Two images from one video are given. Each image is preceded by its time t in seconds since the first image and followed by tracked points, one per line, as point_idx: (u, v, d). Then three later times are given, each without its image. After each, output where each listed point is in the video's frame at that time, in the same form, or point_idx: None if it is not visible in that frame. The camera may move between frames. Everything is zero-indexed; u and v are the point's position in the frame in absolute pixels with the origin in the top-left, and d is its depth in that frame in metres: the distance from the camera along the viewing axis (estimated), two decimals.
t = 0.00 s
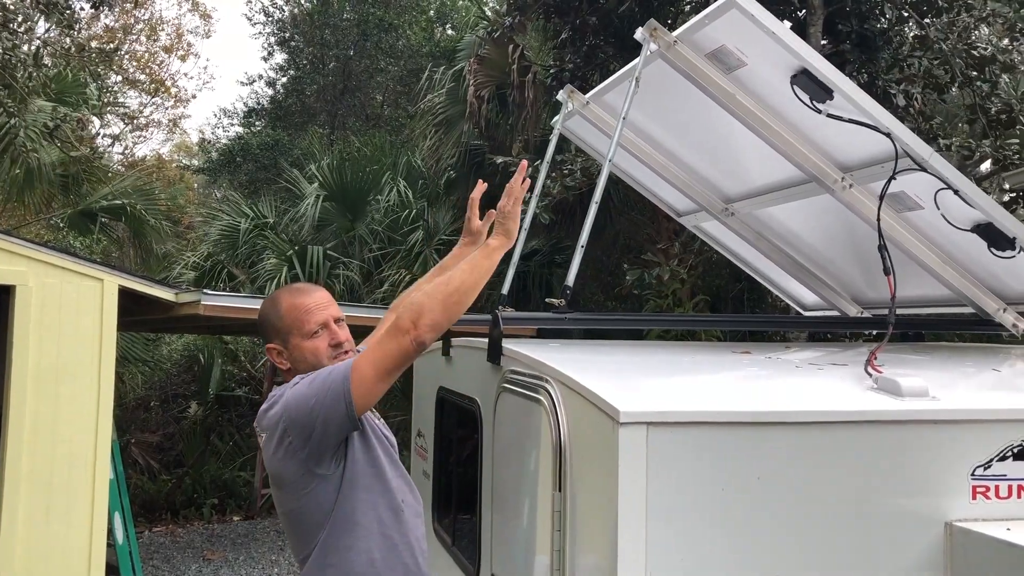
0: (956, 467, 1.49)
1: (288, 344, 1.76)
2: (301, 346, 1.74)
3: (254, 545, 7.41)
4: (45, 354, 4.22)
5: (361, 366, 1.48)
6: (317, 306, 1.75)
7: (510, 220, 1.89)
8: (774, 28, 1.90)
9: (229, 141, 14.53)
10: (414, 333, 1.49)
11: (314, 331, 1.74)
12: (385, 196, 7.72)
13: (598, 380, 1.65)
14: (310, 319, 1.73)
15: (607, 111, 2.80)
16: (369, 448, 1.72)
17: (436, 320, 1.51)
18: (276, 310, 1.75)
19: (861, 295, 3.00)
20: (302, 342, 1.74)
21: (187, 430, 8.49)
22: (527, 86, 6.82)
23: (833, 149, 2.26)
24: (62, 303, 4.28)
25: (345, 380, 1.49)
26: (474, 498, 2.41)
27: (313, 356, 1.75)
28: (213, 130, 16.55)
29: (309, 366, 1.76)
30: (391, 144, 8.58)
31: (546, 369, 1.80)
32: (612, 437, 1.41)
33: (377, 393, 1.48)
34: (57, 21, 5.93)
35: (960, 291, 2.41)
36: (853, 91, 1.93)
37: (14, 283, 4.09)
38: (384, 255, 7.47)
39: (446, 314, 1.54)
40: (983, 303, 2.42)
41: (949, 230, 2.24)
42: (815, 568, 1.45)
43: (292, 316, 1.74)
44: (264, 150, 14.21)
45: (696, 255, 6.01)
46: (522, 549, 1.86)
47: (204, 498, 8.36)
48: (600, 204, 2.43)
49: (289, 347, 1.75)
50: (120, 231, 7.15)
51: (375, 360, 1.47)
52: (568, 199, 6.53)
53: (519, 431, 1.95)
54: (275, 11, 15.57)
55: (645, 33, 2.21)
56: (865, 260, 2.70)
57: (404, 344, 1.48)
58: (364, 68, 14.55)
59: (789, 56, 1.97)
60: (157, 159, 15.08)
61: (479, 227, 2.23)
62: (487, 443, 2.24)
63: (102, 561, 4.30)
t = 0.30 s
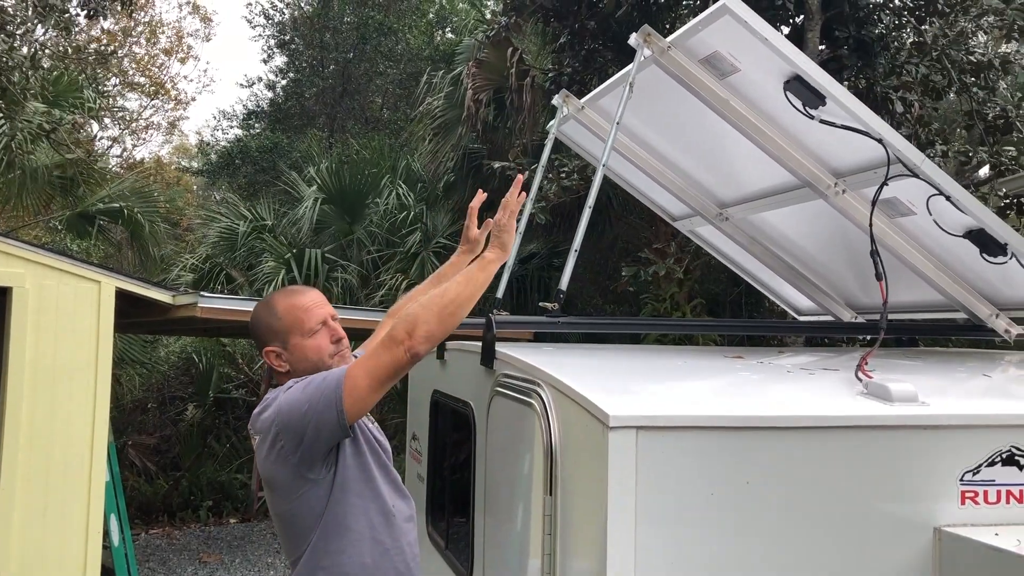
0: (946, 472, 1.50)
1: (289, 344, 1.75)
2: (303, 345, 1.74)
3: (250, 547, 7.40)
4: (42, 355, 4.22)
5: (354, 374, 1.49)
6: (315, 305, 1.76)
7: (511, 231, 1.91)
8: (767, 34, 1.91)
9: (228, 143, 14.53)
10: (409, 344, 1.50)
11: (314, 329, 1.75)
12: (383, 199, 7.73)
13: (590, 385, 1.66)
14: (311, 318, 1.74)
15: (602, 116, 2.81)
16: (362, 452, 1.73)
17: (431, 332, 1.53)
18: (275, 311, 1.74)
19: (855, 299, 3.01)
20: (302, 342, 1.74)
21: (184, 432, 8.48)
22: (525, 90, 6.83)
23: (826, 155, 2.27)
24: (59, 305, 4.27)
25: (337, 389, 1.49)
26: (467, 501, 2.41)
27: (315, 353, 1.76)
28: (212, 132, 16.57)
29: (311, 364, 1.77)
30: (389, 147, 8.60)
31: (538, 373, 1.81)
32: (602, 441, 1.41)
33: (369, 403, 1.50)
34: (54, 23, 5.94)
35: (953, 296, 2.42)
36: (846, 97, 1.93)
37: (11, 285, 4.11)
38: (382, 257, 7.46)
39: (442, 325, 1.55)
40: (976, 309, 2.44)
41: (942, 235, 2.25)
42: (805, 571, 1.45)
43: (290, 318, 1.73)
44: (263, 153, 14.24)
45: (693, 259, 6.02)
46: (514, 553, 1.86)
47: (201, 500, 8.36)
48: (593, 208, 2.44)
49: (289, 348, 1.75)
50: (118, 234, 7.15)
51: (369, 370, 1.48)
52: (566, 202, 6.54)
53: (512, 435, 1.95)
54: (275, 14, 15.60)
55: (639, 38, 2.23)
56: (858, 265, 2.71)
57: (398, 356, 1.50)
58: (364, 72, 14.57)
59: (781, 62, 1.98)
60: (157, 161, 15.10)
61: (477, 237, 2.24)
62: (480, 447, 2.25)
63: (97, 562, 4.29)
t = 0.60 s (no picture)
0: (939, 475, 1.50)
1: (301, 340, 1.73)
2: (315, 338, 1.74)
3: (248, 550, 7.39)
4: (39, 353, 4.22)
5: (358, 376, 1.49)
6: (320, 299, 1.78)
7: (512, 232, 1.91)
8: (761, 37, 1.92)
9: (227, 145, 14.52)
10: (413, 347, 1.50)
11: (324, 321, 1.76)
12: (382, 202, 7.73)
13: (584, 388, 1.65)
14: (321, 310, 1.75)
15: (599, 119, 2.81)
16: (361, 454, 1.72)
17: (435, 335, 1.53)
18: (285, 308, 1.72)
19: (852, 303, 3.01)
20: (317, 334, 1.74)
21: (182, 434, 8.47)
22: (525, 93, 6.86)
23: (822, 159, 2.27)
24: (56, 307, 4.27)
25: (340, 391, 1.50)
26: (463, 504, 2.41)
27: (327, 345, 1.76)
28: (212, 135, 16.59)
29: (324, 357, 1.76)
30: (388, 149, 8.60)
31: (533, 376, 1.81)
32: (595, 444, 1.41)
33: (372, 405, 1.50)
34: (54, 24, 5.95)
35: (949, 300, 2.42)
36: (841, 102, 1.94)
37: (9, 286, 4.11)
38: (380, 259, 7.41)
39: (446, 327, 1.56)
40: (972, 313, 2.44)
41: (937, 239, 2.26)
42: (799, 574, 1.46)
43: (304, 312, 1.73)
44: (262, 155, 14.25)
45: (691, 262, 6.03)
46: (508, 557, 1.86)
47: (198, 503, 8.36)
48: (589, 212, 2.44)
49: (302, 344, 1.73)
50: (117, 236, 7.14)
51: (373, 372, 1.49)
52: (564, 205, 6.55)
53: (506, 438, 1.95)
54: (274, 17, 15.62)
55: (635, 42, 2.23)
56: (855, 269, 2.70)
57: (402, 359, 1.50)
58: (363, 74, 14.57)
59: (776, 67, 1.99)
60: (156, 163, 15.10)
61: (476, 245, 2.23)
62: (475, 451, 2.24)
63: (94, 561, 4.29)
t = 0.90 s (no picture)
0: (938, 474, 1.50)
1: (307, 340, 1.73)
2: (320, 338, 1.74)
3: (248, 551, 7.39)
4: (38, 358, 4.22)
5: (371, 375, 1.50)
6: (323, 298, 1.78)
7: (522, 232, 1.93)
8: (758, 38, 1.92)
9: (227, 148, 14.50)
10: (426, 347, 1.53)
11: (328, 320, 1.77)
12: (382, 203, 7.73)
13: (583, 388, 1.65)
14: (325, 309, 1.76)
15: (597, 120, 2.81)
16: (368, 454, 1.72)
17: (447, 336, 1.56)
18: (290, 309, 1.72)
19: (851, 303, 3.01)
20: (322, 333, 1.75)
21: (182, 436, 8.45)
22: (524, 94, 6.85)
23: (821, 160, 2.27)
24: (55, 308, 4.27)
25: (353, 388, 1.50)
26: (463, 504, 2.41)
27: (332, 344, 1.77)
28: (211, 137, 16.59)
29: (330, 356, 1.77)
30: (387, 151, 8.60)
31: (532, 376, 1.81)
32: (593, 443, 1.41)
33: (385, 404, 1.51)
34: (54, 24, 5.94)
35: (947, 300, 2.42)
36: (838, 102, 1.94)
37: (7, 289, 4.11)
38: (379, 260, 7.45)
39: (457, 328, 1.59)
40: (970, 313, 2.45)
41: (935, 239, 2.26)
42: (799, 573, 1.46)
43: (308, 311, 1.73)
44: (261, 157, 14.26)
45: (691, 262, 6.03)
46: (507, 558, 1.86)
47: (198, 504, 8.35)
48: (587, 211, 2.44)
49: (308, 343, 1.73)
50: (117, 238, 7.14)
51: (387, 372, 1.50)
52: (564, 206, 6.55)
53: (505, 439, 1.95)
54: (274, 19, 15.62)
55: (633, 42, 2.23)
56: (854, 269, 2.70)
57: (415, 358, 1.52)
58: (363, 76, 14.57)
59: (774, 67, 1.99)
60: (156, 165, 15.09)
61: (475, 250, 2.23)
62: (475, 451, 2.24)
63: (94, 564, 4.27)
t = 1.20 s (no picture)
0: (940, 472, 1.50)
1: (315, 340, 1.72)
2: (328, 337, 1.74)
3: (251, 553, 7.39)
4: (40, 360, 4.22)
5: (393, 363, 1.52)
6: (328, 299, 1.78)
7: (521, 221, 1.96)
8: (759, 36, 1.92)
9: (228, 150, 14.49)
10: (446, 334, 1.55)
11: (335, 320, 1.76)
12: (383, 204, 7.73)
13: (585, 388, 1.65)
14: (332, 310, 1.76)
15: (598, 119, 2.81)
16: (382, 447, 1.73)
17: (464, 323, 1.59)
18: (298, 309, 1.72)
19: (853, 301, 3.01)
20: (329, 333, 1.74)
21: (184, 438, 8.45)
22: (524, 94, 6.83)
23: (823, 159, 2.27)
24: (58, 311, 4.27)
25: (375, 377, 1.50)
26: (466, 505, 2.41)
27: (340, 344, 1.77)
28: (212, 138, 16.60)
29: (337, 356, 1.77)
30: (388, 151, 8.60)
31: (535, 376, 1.81)
32: (597, 443, 1.41)
33: (407, 391, 1.53)
34: (54, 26, 5.96)
35: (949, 298, 2.42)
36: (839, 100, 1.94)
37: (8, 291, 4.12)
38: (380, 262, 7.46)
39: (471, 316, 1.62)
40: (972, 311, 2.44)
41: (937, 237, 2.26)
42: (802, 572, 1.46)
43: (316, 311, 1.73)
44: (262, 158, 14.26)
45: (692, 262, 6.03)
46: (511, 559, 1.86)
47: (200, 506, 8.35)
48: (589, 211, 2.43)
49: (316, 343, 1.72)
50: (118, 240, 7.13)
51: (409, 360, 1.53)
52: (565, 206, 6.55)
53: (509, 438, 1.95)
54: (273, 20, 15.62)
55: (634, 42, 2.23)
56: (856, 267, 2.70)
57: (435, 346, 1.55)
58: (363, 76, 14.58)
59: (775, 65, 1.99)
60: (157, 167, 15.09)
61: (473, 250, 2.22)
62: (478, 450, 2.24)
63: (97, 566, 4.27)
